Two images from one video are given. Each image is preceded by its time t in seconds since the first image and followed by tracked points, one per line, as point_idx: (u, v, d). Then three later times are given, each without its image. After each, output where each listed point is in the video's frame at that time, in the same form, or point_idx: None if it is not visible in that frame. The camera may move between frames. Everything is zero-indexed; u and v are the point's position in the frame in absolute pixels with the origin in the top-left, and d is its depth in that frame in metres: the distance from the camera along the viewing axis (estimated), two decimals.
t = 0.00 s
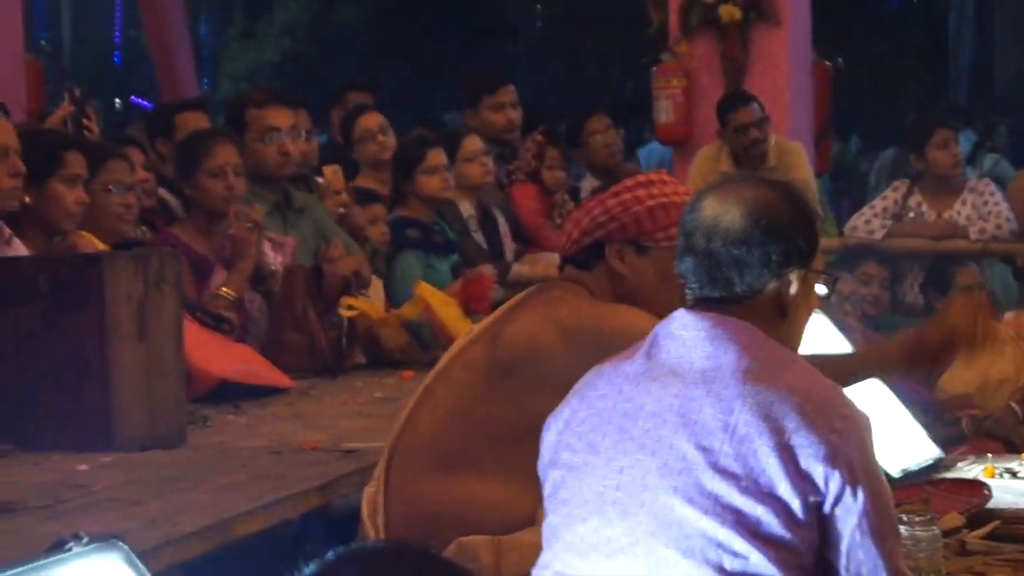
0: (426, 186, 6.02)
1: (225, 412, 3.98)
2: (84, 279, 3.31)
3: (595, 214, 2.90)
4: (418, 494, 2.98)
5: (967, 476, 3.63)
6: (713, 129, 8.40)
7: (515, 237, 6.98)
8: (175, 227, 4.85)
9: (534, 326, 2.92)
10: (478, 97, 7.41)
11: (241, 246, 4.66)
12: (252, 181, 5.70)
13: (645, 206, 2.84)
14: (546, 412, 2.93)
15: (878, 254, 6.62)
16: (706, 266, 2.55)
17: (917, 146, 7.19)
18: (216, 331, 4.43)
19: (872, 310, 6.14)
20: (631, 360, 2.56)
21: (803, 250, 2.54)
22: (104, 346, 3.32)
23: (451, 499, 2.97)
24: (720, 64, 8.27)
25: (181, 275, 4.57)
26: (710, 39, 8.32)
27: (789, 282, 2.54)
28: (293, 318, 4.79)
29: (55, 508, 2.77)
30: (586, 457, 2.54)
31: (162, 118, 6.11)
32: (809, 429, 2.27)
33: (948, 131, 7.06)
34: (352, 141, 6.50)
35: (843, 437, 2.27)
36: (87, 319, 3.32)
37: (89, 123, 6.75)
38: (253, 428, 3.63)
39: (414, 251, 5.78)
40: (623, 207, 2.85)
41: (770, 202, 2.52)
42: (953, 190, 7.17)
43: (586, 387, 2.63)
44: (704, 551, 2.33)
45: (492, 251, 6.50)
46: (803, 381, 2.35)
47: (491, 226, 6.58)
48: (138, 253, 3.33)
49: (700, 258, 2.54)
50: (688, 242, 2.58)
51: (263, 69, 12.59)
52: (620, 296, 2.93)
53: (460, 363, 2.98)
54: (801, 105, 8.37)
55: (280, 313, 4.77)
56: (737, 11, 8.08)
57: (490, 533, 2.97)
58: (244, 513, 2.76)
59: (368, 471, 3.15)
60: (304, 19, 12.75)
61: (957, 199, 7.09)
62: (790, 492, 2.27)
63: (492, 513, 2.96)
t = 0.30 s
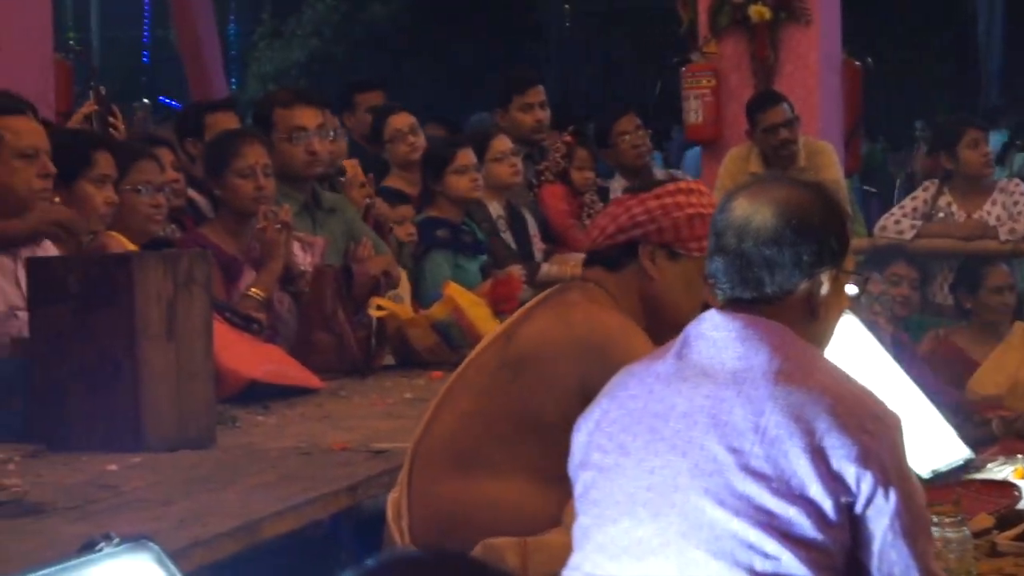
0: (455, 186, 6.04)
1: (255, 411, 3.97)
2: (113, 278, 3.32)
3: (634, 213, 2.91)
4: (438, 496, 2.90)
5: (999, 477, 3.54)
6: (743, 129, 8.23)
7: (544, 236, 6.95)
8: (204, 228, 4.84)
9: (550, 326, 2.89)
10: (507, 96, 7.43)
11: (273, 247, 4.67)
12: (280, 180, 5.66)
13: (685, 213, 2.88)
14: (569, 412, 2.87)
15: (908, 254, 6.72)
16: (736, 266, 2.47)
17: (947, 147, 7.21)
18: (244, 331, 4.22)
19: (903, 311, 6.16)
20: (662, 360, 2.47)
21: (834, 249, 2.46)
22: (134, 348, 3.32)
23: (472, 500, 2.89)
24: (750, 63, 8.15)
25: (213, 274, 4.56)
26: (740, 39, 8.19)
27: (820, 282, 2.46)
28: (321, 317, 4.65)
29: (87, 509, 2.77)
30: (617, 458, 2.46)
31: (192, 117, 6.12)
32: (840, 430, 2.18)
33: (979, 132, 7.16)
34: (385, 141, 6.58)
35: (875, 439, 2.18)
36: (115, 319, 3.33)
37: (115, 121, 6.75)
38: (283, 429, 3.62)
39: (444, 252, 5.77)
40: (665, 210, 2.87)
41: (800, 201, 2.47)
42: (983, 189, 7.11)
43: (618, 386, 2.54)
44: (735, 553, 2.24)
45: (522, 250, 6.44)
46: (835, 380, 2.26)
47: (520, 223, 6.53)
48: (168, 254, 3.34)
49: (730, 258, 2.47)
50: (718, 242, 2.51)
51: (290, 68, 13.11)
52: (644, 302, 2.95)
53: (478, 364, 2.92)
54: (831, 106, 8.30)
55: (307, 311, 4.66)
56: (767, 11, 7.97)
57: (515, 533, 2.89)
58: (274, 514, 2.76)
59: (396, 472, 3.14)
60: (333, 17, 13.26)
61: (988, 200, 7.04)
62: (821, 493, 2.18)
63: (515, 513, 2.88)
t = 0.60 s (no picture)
0: (490, 187, 6.03)
1: (290, 411, 3.98)
2: (147, 279, 3.30)
3: (669, 214, 2.91)
4: (473, 497, 2.88)
5: None
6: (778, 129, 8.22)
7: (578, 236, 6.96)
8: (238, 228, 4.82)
9: (586, 330, 2.88)
10: (541, 95, 7.46)
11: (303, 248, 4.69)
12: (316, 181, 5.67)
13: (719, 214, 2.90)
14: (605, 413, 2.86)
15: (941, 255, 6.69)
16: (772, 265, 2.41)
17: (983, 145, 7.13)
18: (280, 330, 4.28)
19: (937, 311, 6.18)
20: (698, 361, 2.42)
21: (872, 247, 2.40)
22: (169, 350, 3.29)
23: (508, 501, 2.87)
24: (783, 62, 8.13)
25: (246, 275, 4.58)
26: (773, 38, 8.19)
27: (857, 281, 2.39)
28: (356, 319, 4.64)
29: (125, 508, 2.78)
30: (653, 458, 2.38)
31: (224, 118, 6.15)
32: (877, 429, 2.14)
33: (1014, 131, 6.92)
34: (420, 140, 6.76)
35: (912, 437, 2.15)
36: (148, 322, 3.32)
37: (149, 123, 6.80)
38: (317, 429, 3.62)
39: (478, 250, 5.76)
40: (700, 212, 2.89)
41: (836, 199, 2.40)
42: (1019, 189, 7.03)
43: (654, 387, 2.47)
44: (773, 554, 2.17)
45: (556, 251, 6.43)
46: (872, 380, 2.23)
47: (554, 225, 6.46)
48: (201, 253, 3.34)
49: (766, 257, 2.41)
50: (753, 242, 2.45)
51: (323, 68, 13.97)
52: (679, 304, 2.95)
53: (512, 365, 2.91)
54: (864, 105, 8.27)
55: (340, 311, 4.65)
56: (800, 10, 7.92)
57: (553, 533, 2.89)
58: (312, 514, 2.76)
59: (432, 472, 3.14)
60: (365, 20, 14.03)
61: None
62: (858, 493, 2.14)
63: (551, 513, 2.87)
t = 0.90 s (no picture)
0: (523, 189, 5.99)
1: (322, 414, 3.98)
2: (180, 281, 3.32)
3: (696, 217, 2.92)
4: (507, 499, 2.90)
5: None
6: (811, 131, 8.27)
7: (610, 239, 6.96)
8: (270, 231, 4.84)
9: (621, 332, 2.87)
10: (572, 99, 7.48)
11: (336, 251, 4.69)
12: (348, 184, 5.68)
13: (748, 215, 2.90)
14: (638, 416, 2.85)
15: (974, 256, 6.51)
16: (809, 269, 2.38)
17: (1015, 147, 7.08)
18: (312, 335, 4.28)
19: (969, 314, 6.19)
20: (731, 364, 2.38)
21: (907, 251, 2.38)
22: (201, 353, 3.32)
23: (542, 503, 2.88)
24: (815, 65, 8.16)
25: (278, 277, 4.58)
26: (805, 39, 8.22)
27: (893, 285, 2.37)
28: (387, 320, 4.65)
29: (157, 512, 2.79)
30: (685, 461, 2.35)
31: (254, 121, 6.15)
32: (910, 433, 2.11)
33: None
34: (455, 142, 6.79)
35: (945, 442, 2.11)
36: (183, 324, 3.33)
37: (180, 125, 6.80)
38: (350, 432, 3.63)
39: (509, 254, 5.76)
40: (727, 214, 2.89)
41: (873, 203, 2.38)
42: None
43: (686, 390, 2.44)
44: (806, 557, 2.14)
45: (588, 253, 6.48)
46: (905, 384, 2.19)
47: (586, 228, 6.52)
48: (233, 257, 3.35)
49: (802, 260, 2.38)
50: (788, 245, 2.42)
51: (353, 71, 13.88)
52: (711, 306, 2.95)
53: (545, 368, 2.91)
54: (898, 107, 8.27)
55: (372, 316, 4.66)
56: (833, 12, 7.96)
57: (587, 536, 2.88)
58: (344, 517, 2.76)
59: (464, 475, 3.15)
60: (395, 23, 13.84)
61: None
62: (891, 497, 2.10)
63: (584, 516, 2.87)
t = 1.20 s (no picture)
0: (556, 194, 6.02)
1: (356, 419, 3.98)
2: (214, 286, 3.34)
3: (726, 225, 2.92)
4: (546, 503, 2.91)
5: None
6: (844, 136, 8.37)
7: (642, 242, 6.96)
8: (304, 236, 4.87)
9: (663, 339, 2.88)
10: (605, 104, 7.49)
11: (369, 255, 4.69)
12: (381, 189, 5.71)
13: (778, 219, 2.88)
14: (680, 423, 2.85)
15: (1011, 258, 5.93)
16: (853, 276, 2.37)
17: None
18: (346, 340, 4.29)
19: (1005, 321, 5.79)
20: (765, 370, 2.35)
21: (946, 259, 2.39)
22: (237, 357, 3.32)
23: (580, 508, 2.89)
24: (850, 70, 8.26)
25: (310, 281, 4.60)
26: (839, 45, 8.31)
27: (934, 293, 2.39)
28: (420, 323, 4.66)
29: (192, 516, 2.79)
30: (721, 467, 2.32)
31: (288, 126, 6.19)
32: (947, 440, 2.09)
33: None
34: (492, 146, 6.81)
35: (981, 450, 2.09)
36: (217, 328, 3.34)
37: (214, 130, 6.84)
38: (384, 437, 3.63)
39: (541, 259, 5.76)
40: (755, 219, 2.88)
41: (916, 211, 2.38)
42: None
43: (721, 396, 2.41)
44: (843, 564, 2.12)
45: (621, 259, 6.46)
46: (940, 390, 2.16)
47: (619, 233, 6.49)
48: (269, 262, 3.38)
49: (848, 270, 2.36)
50: (828, 252, 2.40)
51: (388, 77, 14.21)
52: (749, 311, 2.94)
53: (587, 373, 2.93)
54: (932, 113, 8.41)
55: (406, 322, 4.68)
56: (867, 18, 8.06)
57: (622, 541, 2.89)
58: (379, 522, 2.77)
59: (499, 480, 3.16)
60: (430, 29, 14.19)
61: None
62: (928, 504, 2.08)
63: (620, 522, 2.87)
